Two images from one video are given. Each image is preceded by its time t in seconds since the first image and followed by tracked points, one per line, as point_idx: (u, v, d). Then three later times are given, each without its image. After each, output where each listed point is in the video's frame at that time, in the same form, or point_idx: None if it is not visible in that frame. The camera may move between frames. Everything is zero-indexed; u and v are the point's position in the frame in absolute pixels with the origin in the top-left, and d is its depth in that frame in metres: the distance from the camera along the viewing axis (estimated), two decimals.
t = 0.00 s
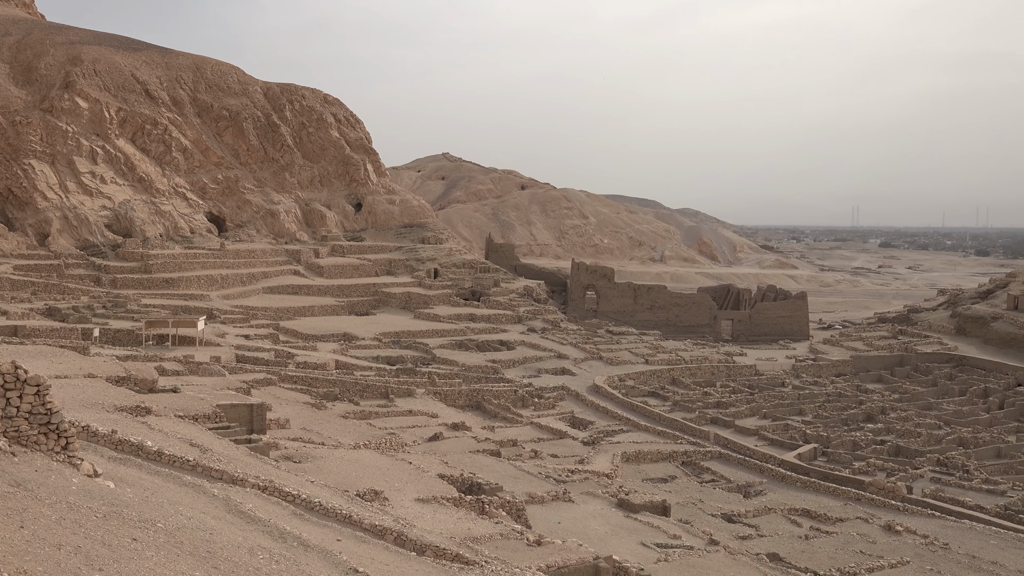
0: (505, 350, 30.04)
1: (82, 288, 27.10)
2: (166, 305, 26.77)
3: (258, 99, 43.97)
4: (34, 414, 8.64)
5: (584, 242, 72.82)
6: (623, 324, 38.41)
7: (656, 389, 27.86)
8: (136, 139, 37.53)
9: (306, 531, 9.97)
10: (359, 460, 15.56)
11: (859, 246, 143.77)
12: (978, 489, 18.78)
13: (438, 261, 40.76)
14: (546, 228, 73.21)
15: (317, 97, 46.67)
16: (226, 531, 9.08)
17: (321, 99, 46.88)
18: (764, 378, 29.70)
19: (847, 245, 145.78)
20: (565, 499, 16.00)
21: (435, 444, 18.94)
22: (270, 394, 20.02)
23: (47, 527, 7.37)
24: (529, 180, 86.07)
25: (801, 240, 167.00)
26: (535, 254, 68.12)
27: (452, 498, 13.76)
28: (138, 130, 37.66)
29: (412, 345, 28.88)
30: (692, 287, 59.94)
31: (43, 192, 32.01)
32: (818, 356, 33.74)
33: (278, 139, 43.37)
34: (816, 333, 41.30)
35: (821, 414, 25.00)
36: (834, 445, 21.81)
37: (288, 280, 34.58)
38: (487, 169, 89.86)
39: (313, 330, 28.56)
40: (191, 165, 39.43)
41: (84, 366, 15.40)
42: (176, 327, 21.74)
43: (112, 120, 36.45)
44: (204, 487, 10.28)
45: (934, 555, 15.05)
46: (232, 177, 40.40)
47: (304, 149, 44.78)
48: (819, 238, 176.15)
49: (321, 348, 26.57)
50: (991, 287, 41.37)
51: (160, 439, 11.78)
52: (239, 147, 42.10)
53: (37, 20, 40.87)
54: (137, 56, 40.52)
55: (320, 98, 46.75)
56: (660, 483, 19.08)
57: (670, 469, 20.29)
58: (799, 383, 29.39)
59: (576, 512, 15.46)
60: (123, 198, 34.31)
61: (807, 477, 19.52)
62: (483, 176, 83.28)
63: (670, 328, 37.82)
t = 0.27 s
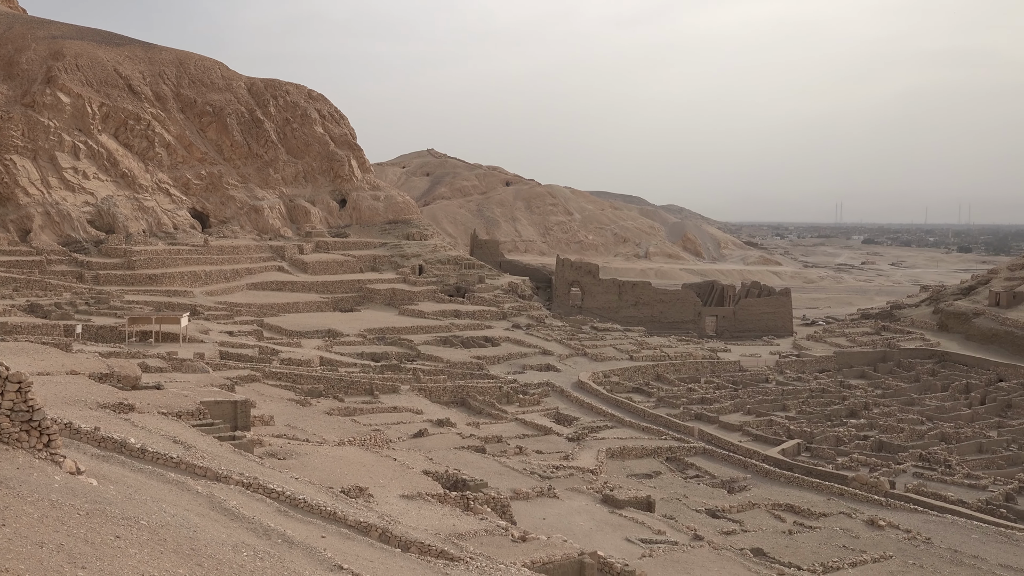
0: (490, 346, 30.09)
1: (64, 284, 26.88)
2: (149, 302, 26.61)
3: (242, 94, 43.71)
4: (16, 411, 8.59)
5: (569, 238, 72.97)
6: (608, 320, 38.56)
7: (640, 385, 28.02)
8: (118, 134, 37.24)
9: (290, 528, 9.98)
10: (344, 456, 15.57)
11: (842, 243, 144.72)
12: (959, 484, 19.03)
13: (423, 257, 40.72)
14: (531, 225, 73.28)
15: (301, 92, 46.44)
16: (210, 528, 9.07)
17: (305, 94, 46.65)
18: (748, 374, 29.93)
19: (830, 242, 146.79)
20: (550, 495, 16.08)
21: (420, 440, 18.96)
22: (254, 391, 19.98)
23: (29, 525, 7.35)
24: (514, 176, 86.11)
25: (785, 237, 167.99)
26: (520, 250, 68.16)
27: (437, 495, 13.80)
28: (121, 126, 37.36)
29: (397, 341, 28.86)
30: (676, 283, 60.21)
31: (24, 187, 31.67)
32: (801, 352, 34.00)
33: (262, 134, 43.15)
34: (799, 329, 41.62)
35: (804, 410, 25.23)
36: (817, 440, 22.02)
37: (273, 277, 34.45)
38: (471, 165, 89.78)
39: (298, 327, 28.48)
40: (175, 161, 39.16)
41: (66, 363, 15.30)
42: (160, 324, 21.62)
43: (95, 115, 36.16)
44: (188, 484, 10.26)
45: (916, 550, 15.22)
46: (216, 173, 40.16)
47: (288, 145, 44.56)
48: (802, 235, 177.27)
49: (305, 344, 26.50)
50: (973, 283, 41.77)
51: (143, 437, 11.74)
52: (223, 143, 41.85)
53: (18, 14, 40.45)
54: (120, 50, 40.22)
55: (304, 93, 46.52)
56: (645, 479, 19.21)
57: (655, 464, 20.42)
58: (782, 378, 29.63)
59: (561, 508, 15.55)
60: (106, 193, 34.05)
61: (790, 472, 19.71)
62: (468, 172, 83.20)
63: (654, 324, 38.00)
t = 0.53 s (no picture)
0: (475, 343, 30.12)
1: (46, 281, 26.64)
2: (132, 298, 26.45)
3: (225, 90, 43.43)
4: None
5: (553, 235, 73.10)
6: (592, 317, 38.67)
7: (625, 381, 28.15)
8: (101, 130, 36.94)
9: (274, 525, 9.98)
10: (328, 453, 15.57)
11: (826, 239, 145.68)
12: (941, 479, 19.26)
13: (408, 253, 40.66)
14: (516, 221, 73.33)
15: (285, 88, 46.19)
16: (195, 526, 9.07)
17: (289, 90, 46.41)
18: (732, 370, 30.13)
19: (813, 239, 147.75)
20: (535, 491, 16.16)
21: (404, 437, 18.97)
22: (237, 388, 19.93)
23: (10, 523, 7.33)
24: (499, 172, 86.11)
25: (768, 234, 169.01)
26: (505, 247, 68.19)
27: (422, 491, 13.84)
28: (104, 121, 37.07)
29: (381, 338, 28.83)
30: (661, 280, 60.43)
31: (6, 183, 31.23)
32: (785, 348, 34.25)
33: (245, 131, 42.91)
34: (783, 325, 41.90)
35: (788, 405, 25.43)
36: (800, 436, 22.22)
37: (257, 273, 34.29)
38: (456, 161, 89.66)
39: (282, 323, 28.39)
40: (158, 157, 38.89)
41: (47, 360, 15.20)
42: (143, 320, 21.49)
43: (77, 111, 35.86)
44: (171, 481, 10.24)
45: (899, 544, 15.38)
46: (199, 169, 39.91)
47: (272, 141, 44.34)
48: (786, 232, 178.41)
49: (289, 341, 26.43)
50: (955, 280, 42.18)
51: (126, 434, 11.70)
52: (206, 139, 41.59)
53: None
54: (102, 46, 39.92)
55: (288, 89, 46.27)
56: (629, 475, 19.32)
57: (639, 460, 20.54)
58: (766, 374, 29.86)
59: (546, 504, 15.62)
60: (89, 189, 33.77)
61: (774, 468, 19.88)
62: (453, 169, 83.08)
63: (638, 321, 38.16)
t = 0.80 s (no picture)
0: (459, 339, 30.15)
1: (27, 278, 26.41)
2: (114, 296, 26.28)
3: (208, 87, 43.14)
4: None
5: (538, 231, 73.21)
6: (577, 313, 38.80)
7: (609, 377, 28.29)
8: (82, 126, 36.61)
9: (258, 523, 9.98)
10: (313, 451, 15.56)
11: (809, 236, 146.69)
12: (922, 474, 19.50)
13: (392, 250, 40.59)
14: (500, 218, 73.35)
15: (268, 84, 45.93)
16: (178, 524, 9.06)
17: (272, 87, 46.14)
18: (716, 366, 30.34)
19: (796, 235, 148.75)
20: (520, 488, 16.23)
21: (389, 434, 18.99)
22: (221, 385, 19.88)
23: None
24: (483, 169, 86.09)
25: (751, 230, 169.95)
26: (489, 243, 68.22)
27: (407, 488, 13.87)
28: (86, 117, 36.75)
29: (366, 335, 28.80)
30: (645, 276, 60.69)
31: None
32: (768, 344, 34.50)
33: (228, 127, 42.65)
34: (766, 321, 42.23)
35: (771, 401, 25.66)
36: (784, 432, 22.42)
37: (240, 270, 34.14)
38: (440, 158, 89.54)
39: (266, 320, 28.29)
40: (140, 153, 38.59)
41: (29, 358, 15.10)
42: (126, 318, 21.37)
43: (58, 107, 35.51)
44: (154, 479, 10.22)
45: (881, 539, 15.55)
46: (182, 165, 39.64)
47: (256, 137, 44.09)
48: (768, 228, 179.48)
49: (273, 338, 26.36)
50: (936, 276, 42.62)
51: (109, 432, 11.66)
52: (189, 135, 41.31)
53: None
54: (83, 42, 39.58)
55: (271, 86, 46.01)
56: (614, 471, 19.45)
57: (623, 456, 20.67)
58: (750, 371, 30.10)
59: (531, 500, 15.69)
60: (71, 186, 33.48)
61: (758, 463, 20.07)
62: (437, 165, 82.98)
63: (623, 317, 38.33)
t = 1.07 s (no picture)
0: (444, 336, 30.17)
1: (8, 276, 26.16)
2: (96, 293, 26.10)
3: (191, 83, 42.82)
4: None
5: (522, 228, 73.30)
6: (561, 310, 38.91)
7: (593, 374, 28.44)
8: (64, 123, 36.27)
9: (241, 521, 9.99)
10: (297, 448, 15.56)
11: (791, 233, 147.75)
12: (903, 469, 19.76)
13: (376, 247, 40.53)
14: (484, 215, 73.35)
15: (251, 81, 45.62)
16: (161, 522, 9.06)
17: (255, 83, 45.83)
18: (699, 363, 30.56)
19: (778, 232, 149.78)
20: (504, 484, 16.31)
21: (373, 431, 19.01)
22: (205, 382, 19.82)
23: None
24: (467, 166, 86.03)
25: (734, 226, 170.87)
26: (473, 240, 68.22)
27: (391, 486, 13.92)
28: (67, 114, 36.43)
29: (350, 332, 28.77)
30: (629, 273, 60.95)
31: None
32: (751, 340, 34.78)
33: (211, 123, 42.37)
34: (749, 318, 42.54)
35: (754, 397, 25.88)
36: (767, 428, 22.64)
37: (223, 267, 33.98)
38: (424, 154, 89.37)
39: (249, 317, 28.19)
40: (122, 150, 38.29)
41: (10, 356, 15.00)
42: (108, 315, 21.24)
43: (39, 103, 35.11)
44: (138, 477, 10.21)
45: (862, 533, 15.74)
46: (164, 162, 39.36)
47: (239, 134, 43.82)
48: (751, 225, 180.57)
49: (257, 335, 26.28)
50: (917, 273, 43.08)
51: (91, 429, 11.62)
52: (172, 132, 41.02)
53: None
54: (64, 38, 39.20)
55: (254, 82, 45.71)
56: (597, 467, 19.57)
57: (607, 453, 20.80)
58: (733, 367, 30.34)
59: (514, 497, 15.78)
60: (52, 182, 33.16)
61: (740, 459, 20.26)
62: (421, 162, 82.82)
63: (606, 314, 38.49)
